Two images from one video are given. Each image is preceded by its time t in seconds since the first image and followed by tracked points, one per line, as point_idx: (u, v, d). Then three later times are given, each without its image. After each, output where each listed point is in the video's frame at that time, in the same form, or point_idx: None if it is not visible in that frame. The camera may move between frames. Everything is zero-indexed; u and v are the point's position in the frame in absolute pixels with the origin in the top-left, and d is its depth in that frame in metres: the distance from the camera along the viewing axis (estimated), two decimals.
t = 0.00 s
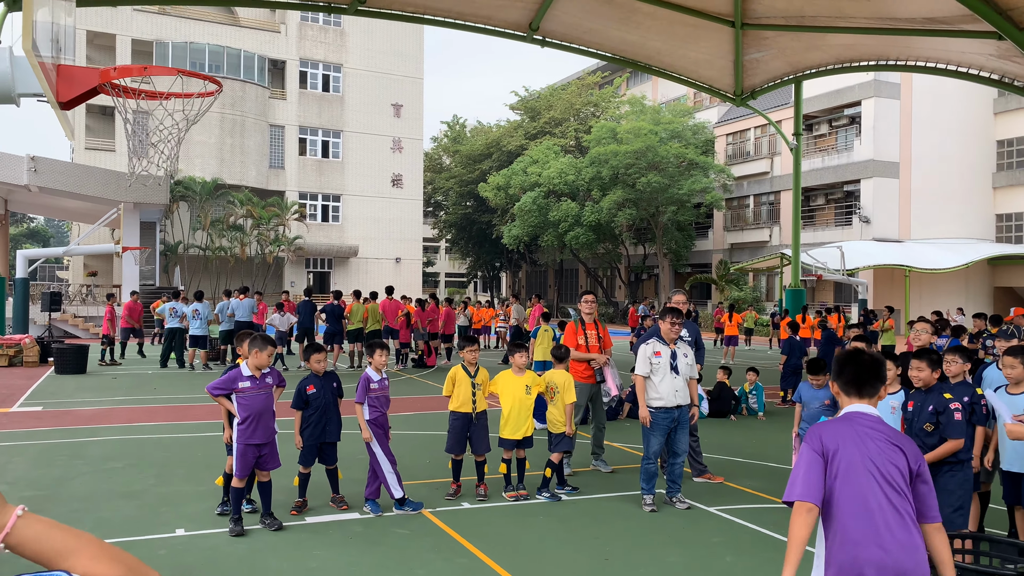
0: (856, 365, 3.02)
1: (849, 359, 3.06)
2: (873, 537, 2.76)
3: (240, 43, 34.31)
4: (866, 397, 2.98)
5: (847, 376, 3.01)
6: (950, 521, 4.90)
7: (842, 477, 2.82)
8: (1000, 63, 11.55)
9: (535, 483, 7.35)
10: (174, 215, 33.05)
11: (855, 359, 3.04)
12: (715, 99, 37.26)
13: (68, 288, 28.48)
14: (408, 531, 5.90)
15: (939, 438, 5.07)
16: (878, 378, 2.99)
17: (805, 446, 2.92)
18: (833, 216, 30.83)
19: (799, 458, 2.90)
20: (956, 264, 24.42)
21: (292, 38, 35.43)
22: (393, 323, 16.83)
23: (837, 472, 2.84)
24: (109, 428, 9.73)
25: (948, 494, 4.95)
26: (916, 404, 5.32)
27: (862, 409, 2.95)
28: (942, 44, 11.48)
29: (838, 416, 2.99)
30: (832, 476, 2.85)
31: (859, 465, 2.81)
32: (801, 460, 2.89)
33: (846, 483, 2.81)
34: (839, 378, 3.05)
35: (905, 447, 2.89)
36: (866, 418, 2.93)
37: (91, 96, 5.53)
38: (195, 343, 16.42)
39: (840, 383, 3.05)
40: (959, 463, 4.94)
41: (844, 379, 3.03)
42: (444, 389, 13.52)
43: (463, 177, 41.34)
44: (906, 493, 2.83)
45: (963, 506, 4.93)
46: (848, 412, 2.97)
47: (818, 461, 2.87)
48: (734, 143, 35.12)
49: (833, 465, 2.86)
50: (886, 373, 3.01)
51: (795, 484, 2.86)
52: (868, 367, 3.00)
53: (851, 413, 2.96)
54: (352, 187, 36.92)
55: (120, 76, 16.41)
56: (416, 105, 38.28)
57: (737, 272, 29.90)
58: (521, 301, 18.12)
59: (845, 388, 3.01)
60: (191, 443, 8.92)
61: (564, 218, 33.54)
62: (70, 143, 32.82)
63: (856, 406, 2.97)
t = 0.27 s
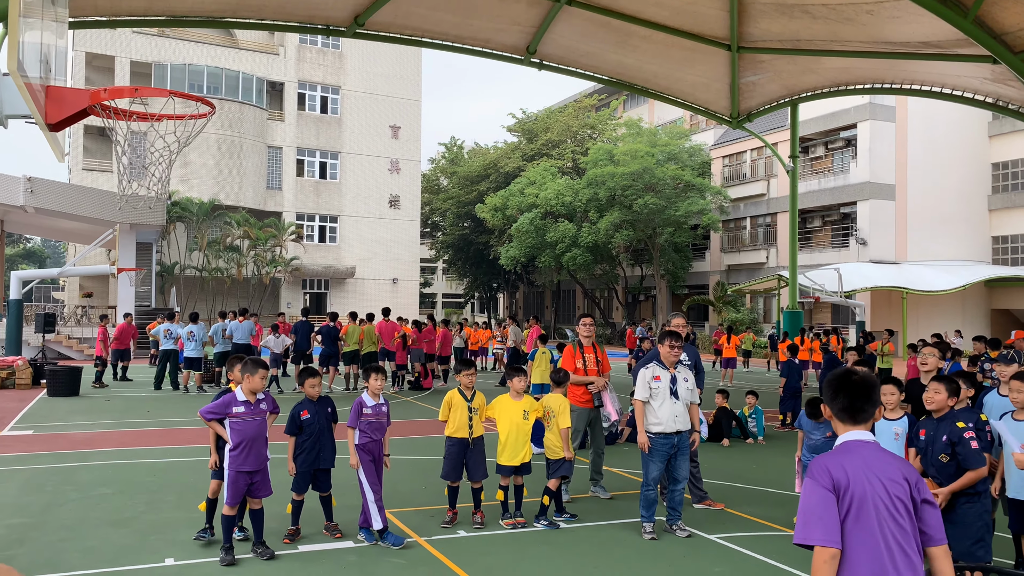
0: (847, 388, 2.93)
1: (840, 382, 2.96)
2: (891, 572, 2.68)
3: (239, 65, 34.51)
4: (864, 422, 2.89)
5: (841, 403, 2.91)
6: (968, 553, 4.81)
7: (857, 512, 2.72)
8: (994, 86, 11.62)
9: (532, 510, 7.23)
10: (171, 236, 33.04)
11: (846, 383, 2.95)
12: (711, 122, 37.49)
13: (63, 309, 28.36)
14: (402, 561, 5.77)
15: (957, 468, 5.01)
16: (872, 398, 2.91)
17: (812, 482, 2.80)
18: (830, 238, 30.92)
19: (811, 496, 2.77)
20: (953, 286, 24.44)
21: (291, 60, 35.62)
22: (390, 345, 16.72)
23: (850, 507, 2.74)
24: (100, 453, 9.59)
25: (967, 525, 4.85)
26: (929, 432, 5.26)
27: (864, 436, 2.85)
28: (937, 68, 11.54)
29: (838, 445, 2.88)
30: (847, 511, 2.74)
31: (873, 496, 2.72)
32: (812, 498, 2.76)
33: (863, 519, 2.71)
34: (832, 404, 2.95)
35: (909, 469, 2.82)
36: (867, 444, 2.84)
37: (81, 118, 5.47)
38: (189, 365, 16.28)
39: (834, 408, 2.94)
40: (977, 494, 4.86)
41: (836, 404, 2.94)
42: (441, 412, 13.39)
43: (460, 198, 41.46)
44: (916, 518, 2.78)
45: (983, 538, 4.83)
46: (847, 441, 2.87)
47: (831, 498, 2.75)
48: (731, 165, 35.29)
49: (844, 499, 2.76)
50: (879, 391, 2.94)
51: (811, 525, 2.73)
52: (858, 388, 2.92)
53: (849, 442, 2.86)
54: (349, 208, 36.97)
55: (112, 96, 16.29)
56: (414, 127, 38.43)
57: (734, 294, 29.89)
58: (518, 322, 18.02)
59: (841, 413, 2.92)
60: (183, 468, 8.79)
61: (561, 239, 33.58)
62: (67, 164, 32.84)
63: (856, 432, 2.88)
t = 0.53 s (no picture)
0: (846, 410, 2.84)
1: (837, 403, 2.87)
2: None
3: (236, 87, 34.66)
4: (861, 444, 2.82)
5: (839, 425, 2.82)
6: None
7: (854, 544, 2.71)
8: (988, 109, 11.70)
9: (532, 536, 7.11)
10: (167, 258, 32.97)
11: (844, 404, 2.86)
12: (706, 144, 37.72)
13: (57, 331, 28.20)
14: None
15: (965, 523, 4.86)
16: (871, 419, 2.83)
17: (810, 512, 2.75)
18: (825, 259, 31.01)
19: (809, 527, 2.73)
20: (949, 307, 24.48)
21: (288, 82, 35.79)
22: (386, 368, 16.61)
23: (848, 538, 2.72)
24: (92, 478, 9.46)
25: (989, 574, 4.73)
26: (931, 488, 5.12)
27: (863, 463, 2.78)
28: (930, 91, 11.64)
29: (835, 470, 2.81)
30: (842, 542, 2.72)
31: (870, 528, 2.71)
32: (810, 529, 2.72)
33: (861, 553, 2.70)
34: (830, 426, 2.86)
35: (900, 495, 2.83)
36: (864, 468, 2.79)
37: (76, 139, 5.43)
38: (184, 388, 16.13)
39: (831, 429, 2.85)
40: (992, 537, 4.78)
41: (835, 424, 2.84)
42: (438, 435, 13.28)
43: (457, 220, 41.52)
44: (904, 546, 2.81)
45: None
46: (844, 465, 2.80)
47: (829, 529, 2.72)
48: (726, 187, 35.45)
49: (840, 528, 2.73)
50: (876, 411, 2.88)
51: (807, 557, 2.71)
52: (858, 411, 2.83)
53: (846, 468, 2.79)
54: (345, 230, 36.98)
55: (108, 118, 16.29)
56: (410, 149, 38.56)
57: (730, 315, 29.90)
58: (515, 344, 17.93)
59: (838, 436, 2.83)
60: (176, 494, 8.66)
61: (558, 261, 33.59)
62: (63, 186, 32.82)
63: (852, 456, 2.81)
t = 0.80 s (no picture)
0: (841, 423, 2.85)
1: (833, 417, 2.88)
2: None
3: (232, 110, 34.81)
4: (853, 460, 2.83)
5: (832, 438, 2.84)
6: None
7: (838, 561, 2.69)
8: (980, 129, 11.82)
9: (534, 558, 7.04)
10: (162, 280, 32.90)
11: (839, 417, 2.87)
12: (700, 165, 37.98)
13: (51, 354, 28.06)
14: None
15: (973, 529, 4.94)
16: (863, 437, 2.85)
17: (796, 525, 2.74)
18: (821, 279, 31.12)
19: (793, 538, 2.72)
20: (945, 326, 24.56)
21: (284, 105, 35.96)
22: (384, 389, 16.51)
23: (833, 556, 2.70)
24: (87, 501, 9.35)
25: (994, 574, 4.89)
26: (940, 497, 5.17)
27: (854, 479, 2.79)
28: (922, 112, 11.75)
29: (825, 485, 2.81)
30: (828, 558, 2.71)
31: (855, 546, 2.70)
32: (794, 544, 2.71)
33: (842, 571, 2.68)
34: (825, 438, 2.86)
35: (889, 517, 2.82)
36: (854, 486, 2.79)
37: (81, 158, 5.43)
38: (179, 411, 15.99)
39: (827, 442, 2.86)
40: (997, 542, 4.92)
41: (830, 437, 2.85)
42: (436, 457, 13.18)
43: (453, 241, 41.59)
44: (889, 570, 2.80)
45: None
46: (835, 480, 2.80)
47: (813, 543, 2.70)
48: (721, 208, 35.64)
49: (825, 545, 2.72)
50: (869, 429, 2.90)
51: (789, 570, 2.69)
52: (854, 426, 2.85)
53: (837, 483, 2.79)
54: (341, 251, 36.99)
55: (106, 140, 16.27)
56: (406, 171, 38.68)
57: (726, 335, 29.92)
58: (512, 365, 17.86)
59: (831, 449, 2.84)
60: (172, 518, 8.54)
61: (554, 281, 33.63)
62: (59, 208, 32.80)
63: (844, 471, 2.82)
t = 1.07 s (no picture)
0: (827, 438, 2.94)
1: (822, 433, 2.96)
2: None
3: (228, 131, 34.92)
4: (842, 475, 2.89)
5: (822, 454, 2.91)
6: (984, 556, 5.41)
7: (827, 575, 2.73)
8: (972, 148, 11.94)
9: None
10: (157, 301, 32.82)
11: (827, 433, 2.96)
12: (694, 185, 38.19)
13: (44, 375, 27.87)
14: None
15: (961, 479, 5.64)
16: (850, 452, 2.91)
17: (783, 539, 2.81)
18: (815, 298, 31.24)
19: (781, 552, 2.78)
20: (939, 344, 24.63)
21: (280, 126, 36.07)
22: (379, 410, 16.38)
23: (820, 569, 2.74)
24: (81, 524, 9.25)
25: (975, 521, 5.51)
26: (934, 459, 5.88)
27: (843, 492, 2.84)
28: (915, 131, 11.87)
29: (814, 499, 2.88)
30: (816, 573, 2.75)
31: (843, 559, 2.73)
32: (781, 558, 2.77)
33: None
34: (814, 453, 2.94)
35: (881, 532, 2.84)
36: (842, 501, 2.84)
37: (87, 174, 5.46)
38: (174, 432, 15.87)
39: (816, 457, 2.93)
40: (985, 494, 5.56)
41: (819, 452, 2.93)
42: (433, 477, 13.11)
43: (448, 260, 41.64)
44: None
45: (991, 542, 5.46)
46: (824, 494, 2.86)
47: (799, 556, 2.76)
48: (715, 227, 35.81)
49: (815, 561, 2.76)
50: (858, 445, 2.95)
51: None
52: (842, 441, 2.93)
53: (825, 497, 2.85)
54: (336, 271, 36.98)
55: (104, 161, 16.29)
56: (401, 191, 38.77)
57: (722, 354, 29.93)
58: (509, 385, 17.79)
59: (821, 464, 2.90)
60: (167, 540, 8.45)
61: (549, 300, 33.66)
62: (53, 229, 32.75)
63: (834, 486, 2.87)
